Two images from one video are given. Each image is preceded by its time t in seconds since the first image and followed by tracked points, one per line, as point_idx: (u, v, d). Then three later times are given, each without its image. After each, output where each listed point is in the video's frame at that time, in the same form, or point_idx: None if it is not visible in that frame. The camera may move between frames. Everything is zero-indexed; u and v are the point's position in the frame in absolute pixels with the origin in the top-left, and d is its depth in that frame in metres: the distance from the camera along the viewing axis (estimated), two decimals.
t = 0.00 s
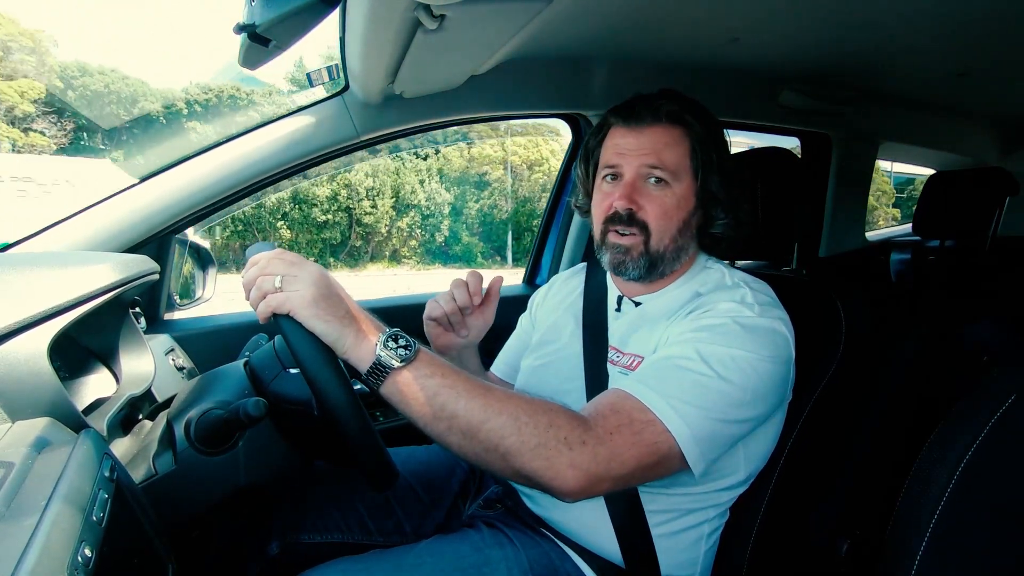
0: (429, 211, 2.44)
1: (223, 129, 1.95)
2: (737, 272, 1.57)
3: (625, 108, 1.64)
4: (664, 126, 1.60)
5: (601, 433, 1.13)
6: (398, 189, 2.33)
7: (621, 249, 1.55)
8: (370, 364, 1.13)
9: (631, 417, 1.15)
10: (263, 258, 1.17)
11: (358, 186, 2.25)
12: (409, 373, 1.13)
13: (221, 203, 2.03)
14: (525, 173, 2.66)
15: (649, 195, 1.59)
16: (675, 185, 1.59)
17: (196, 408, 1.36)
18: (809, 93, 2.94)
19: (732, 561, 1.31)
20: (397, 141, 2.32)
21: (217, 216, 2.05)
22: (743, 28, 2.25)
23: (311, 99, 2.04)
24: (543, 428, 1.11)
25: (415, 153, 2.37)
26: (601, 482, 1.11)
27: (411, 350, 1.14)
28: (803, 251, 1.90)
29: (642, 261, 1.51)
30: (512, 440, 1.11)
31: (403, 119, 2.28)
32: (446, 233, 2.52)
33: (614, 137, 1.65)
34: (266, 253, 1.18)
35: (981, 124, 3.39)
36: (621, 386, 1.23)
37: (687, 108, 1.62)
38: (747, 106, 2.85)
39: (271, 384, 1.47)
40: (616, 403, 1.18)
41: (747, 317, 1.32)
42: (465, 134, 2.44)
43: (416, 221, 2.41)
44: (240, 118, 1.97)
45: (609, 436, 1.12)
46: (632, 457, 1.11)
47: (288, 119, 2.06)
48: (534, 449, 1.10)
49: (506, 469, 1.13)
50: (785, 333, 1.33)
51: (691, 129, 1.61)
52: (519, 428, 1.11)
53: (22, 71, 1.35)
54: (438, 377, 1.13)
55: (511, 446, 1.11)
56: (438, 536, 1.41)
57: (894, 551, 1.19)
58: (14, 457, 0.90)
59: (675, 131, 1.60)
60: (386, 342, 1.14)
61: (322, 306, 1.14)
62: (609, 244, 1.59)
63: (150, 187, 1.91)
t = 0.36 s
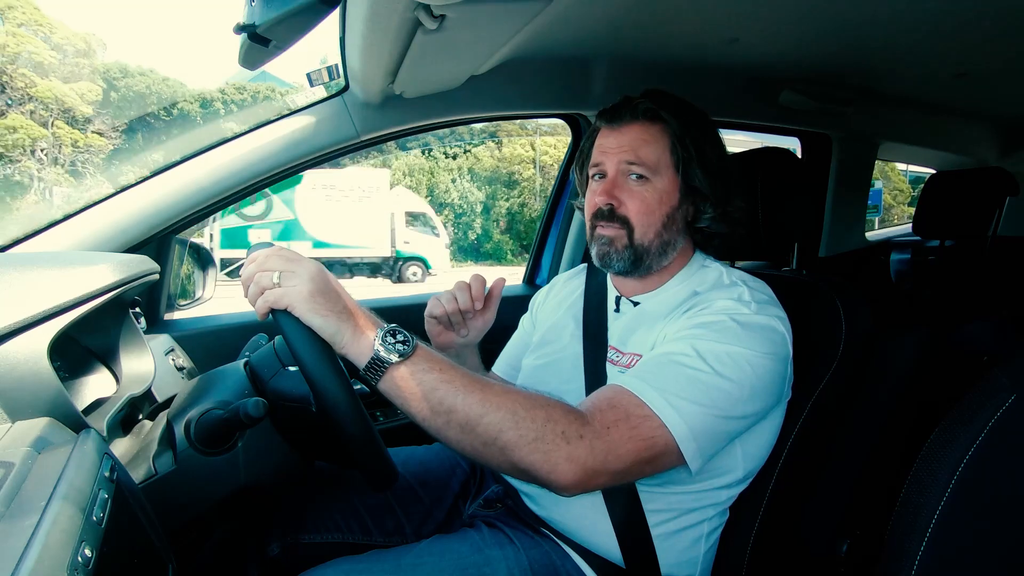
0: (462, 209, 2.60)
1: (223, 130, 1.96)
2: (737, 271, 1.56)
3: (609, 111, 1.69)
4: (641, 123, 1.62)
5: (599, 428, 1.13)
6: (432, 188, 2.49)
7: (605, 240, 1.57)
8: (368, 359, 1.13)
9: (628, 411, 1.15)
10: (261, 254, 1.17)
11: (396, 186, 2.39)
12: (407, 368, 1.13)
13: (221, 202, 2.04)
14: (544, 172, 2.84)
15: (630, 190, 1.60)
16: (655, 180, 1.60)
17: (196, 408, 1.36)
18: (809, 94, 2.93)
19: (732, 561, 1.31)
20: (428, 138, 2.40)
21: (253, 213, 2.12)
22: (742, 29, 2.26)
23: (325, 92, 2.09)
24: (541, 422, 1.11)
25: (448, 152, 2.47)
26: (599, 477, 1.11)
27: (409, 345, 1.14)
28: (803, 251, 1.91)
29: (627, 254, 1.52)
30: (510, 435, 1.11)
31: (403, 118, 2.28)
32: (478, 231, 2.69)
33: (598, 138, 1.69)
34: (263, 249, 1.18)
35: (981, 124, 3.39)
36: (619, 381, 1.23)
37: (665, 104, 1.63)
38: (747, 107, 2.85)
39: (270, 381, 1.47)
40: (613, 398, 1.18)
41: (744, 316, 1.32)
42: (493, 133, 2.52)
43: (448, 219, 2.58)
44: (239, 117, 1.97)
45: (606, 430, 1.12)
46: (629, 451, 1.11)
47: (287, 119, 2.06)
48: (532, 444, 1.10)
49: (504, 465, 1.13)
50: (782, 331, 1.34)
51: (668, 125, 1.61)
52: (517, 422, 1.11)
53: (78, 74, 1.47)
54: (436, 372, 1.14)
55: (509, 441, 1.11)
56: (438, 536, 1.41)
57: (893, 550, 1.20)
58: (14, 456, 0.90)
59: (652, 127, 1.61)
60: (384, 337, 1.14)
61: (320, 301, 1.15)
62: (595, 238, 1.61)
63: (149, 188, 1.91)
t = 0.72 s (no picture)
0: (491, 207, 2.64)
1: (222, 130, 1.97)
2: (737, 271, 1.54)
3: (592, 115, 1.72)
4: (611, 124, 1.64)
5: (599, 426, 1.12)
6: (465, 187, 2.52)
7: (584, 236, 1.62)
8: (368, 359, 1.13)
9: (628, 409, 1.15)
10: (262, 254, 1.17)
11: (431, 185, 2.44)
12: (407, 368, 1.13)
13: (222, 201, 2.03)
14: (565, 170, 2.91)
15: (605, 187, 1.61)
16: (628, 175, 1.59)
17: (196, 408, 1.36)
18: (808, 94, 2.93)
19: (733, 560, 1.31)
20: (456, 137, 2.44)
21: (295, 209, 2.16)
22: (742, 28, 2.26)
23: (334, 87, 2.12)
24: (541, 420, 1.11)
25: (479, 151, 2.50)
26: (599, 475, 1.11)
27: (409, 345, 1.14)
28: (804, 251, 1.91)
29: (604, 248, 1.56)
30: (511, 433, 1.10)
31: (403, 118, 2.28)
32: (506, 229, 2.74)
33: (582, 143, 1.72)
34: (264, 249, 1.18)
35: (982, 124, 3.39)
36: (619, 378, 1.23)
37: (636, 103, 1.64)
38: (748, 107, 2.85)
39: (270, 381, 1.47)
40: (613, 395, 1.18)
41: (741, 313, 1.32)
42: (521, 132, 2.56)
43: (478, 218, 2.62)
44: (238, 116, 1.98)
45: (606, 428, 1.12)
46: (630, 449, 1.12)
47: (288, 119, 2.07)
48: (533, 442, 1.10)
49: (504, 463, 1.13)
50: (779, 328, 1.33)
51: (634, 122, 1.61)
52: (517, 420, 1.11)
53: (133, 78, 1.63)
54: (437, 372, 1.13)
55: (510, 439, 1.10)
56: (438, 536, 1.40)
57: (893, 550, 1.19)
58: (14, 456, 0.90)
59: (621, 126, 1.62)
60: (385, 337, 1.14)
61: (320, 301, 1.15)
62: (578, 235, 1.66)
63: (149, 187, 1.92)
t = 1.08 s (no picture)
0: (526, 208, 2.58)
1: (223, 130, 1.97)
2: (735, 270, 1.54)
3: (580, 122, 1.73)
4: (595, 132, 1.65)
5: (599, 427, 1.12)
6: (501, 188, 2.52)
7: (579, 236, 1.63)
8: (370, 362, 1.13)
9: (628, 408, 1.15)
10: (263, 255, 1.17)
11: (470, 186, 2.48)
12: (409, 370, 1.13)
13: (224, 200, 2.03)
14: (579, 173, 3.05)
15: (594, 193, 1.61)
16: (614, 179, 1.59)
17: (197, 408, 1.36)
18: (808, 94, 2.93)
19: (732, 560, 1.31)
20: (490, 138, 2.47)
21: (339, 210, 2.24)
22: (743, 29, 2.26)
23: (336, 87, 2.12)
24: (543, 421, 1.11)
25: (513, 152, 2.54)
26: (599, 474, 1.11)
27: (411, 347, 1.14)
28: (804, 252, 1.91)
29: (597, 247, 1.57)
30: (513, 435, 1.11)
31: (403, 118, 2.28)
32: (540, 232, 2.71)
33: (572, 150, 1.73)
34: (265, 250, 1.18)
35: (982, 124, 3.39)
36: (616, 377, 1.23)
37: (617, 110, 1.65)
38: (748, 106, 2.85)
39: (271, 381, 1.47)
40: (613, 394, 1.18)
41: (740, 310, 1.32)
42: (549, 133, 2.61)
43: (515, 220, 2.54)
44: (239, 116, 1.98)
45: (606, 428, 1.12)
46: (631, 449, 1.12)
47: (287, 119, 2.07)
48: (535, 443, 1.10)
49: (505, 464, 1.13)
50: (777, 326, 1.33)
51: (615, 127, 1.62)
52: (518, 421, 1.11)
53: (186, 84, 1.69)
54: (438, 374, 1.14)
55: (512, 440, 1.11)
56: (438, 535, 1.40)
57: (892, 550, 1.19)
58: (14, 456, 0.90)
59: (604, 133, 1.63)
60: (386, 340, 1.14)
61: (321, 303, 1.15)
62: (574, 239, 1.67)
63: (148, 187, 1.92)
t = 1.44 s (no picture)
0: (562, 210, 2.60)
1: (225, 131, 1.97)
2: (735, 270, 1.54)
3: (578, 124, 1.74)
4: (587, 135, 1.65)
5: (600, 426, 1.12)
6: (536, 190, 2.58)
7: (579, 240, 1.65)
8: (370, 363, 1.13)
9: (628, 408, 1.15)
10: (262, 256, 1.17)
11: (507, 188, 2.53)
12: (409, 371, 1.13)
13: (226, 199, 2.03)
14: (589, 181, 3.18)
15: (591, 197, 1.62)
16: (608, 181, 1.59)
17: (197, 407, 1.36)
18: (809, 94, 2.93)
19: (733, 560, 1.31)
20: (523, 143, 2.57)
21: (382, 211, 2.39)
22: (743, 29, 2.26)
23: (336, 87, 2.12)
24: (544, 421, 1.11)
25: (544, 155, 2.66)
26: (600, 474, 1.11)
27: (411, 347, 1.14)
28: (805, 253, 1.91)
29: (596, 250, 1.59)
30: (514, 435, 1.11)
31: (403, 118, 2.28)
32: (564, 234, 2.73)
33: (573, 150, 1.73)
34: (264, 251, 1.18)
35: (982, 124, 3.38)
36: (616, 377, 1.23)
37: (610, 112, 1.65)
38: (748, 107, 2.86)
39: (271, 382, 1.47)
40: (614, 394, 1.18)
41: (740, 310, 1.32)
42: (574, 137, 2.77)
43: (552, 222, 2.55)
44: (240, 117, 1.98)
45: (607, 427, 1.12)
46: (633, 447, 1.12)
47: (287, 119, 2.07)
48: (536, 443, 1.10)
49: (506, 464, 1.13)
50: (777, 324, 1.33)
51: (605, 131, 1.62)
52: (519, 422, 1.11)
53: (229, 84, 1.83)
54: (439, 374, 1.14)
55: (513, 441, 1.11)
56: (437, 535, 1.40)
57: (892, 550, 1.19)
58: (14, 456, 0.90)
59: (595, 136, 1.63)
60: (386, 341, 1.14)
61: (321, 303, 1.15)
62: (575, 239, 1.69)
63: (148, 188, 1.93)
